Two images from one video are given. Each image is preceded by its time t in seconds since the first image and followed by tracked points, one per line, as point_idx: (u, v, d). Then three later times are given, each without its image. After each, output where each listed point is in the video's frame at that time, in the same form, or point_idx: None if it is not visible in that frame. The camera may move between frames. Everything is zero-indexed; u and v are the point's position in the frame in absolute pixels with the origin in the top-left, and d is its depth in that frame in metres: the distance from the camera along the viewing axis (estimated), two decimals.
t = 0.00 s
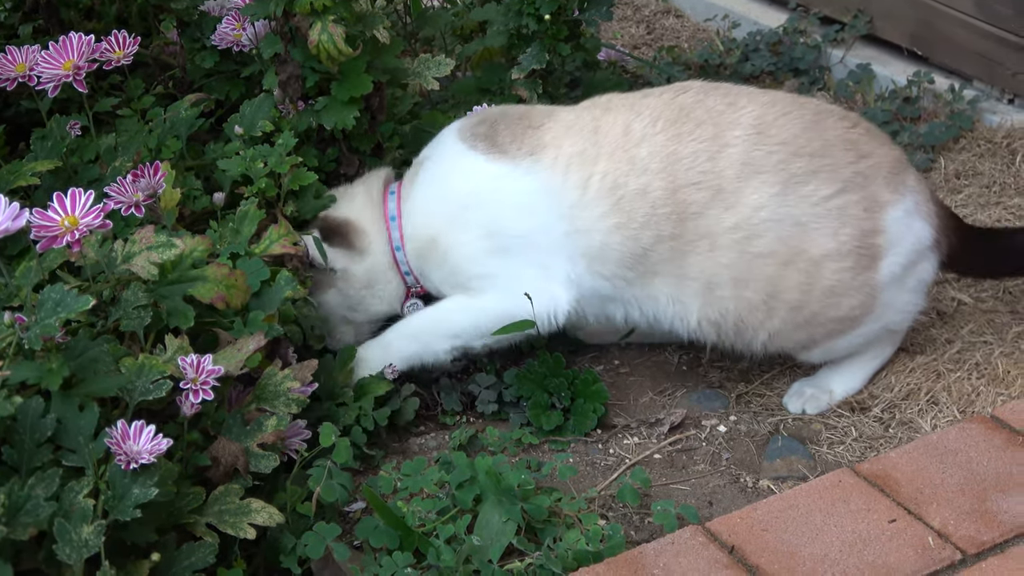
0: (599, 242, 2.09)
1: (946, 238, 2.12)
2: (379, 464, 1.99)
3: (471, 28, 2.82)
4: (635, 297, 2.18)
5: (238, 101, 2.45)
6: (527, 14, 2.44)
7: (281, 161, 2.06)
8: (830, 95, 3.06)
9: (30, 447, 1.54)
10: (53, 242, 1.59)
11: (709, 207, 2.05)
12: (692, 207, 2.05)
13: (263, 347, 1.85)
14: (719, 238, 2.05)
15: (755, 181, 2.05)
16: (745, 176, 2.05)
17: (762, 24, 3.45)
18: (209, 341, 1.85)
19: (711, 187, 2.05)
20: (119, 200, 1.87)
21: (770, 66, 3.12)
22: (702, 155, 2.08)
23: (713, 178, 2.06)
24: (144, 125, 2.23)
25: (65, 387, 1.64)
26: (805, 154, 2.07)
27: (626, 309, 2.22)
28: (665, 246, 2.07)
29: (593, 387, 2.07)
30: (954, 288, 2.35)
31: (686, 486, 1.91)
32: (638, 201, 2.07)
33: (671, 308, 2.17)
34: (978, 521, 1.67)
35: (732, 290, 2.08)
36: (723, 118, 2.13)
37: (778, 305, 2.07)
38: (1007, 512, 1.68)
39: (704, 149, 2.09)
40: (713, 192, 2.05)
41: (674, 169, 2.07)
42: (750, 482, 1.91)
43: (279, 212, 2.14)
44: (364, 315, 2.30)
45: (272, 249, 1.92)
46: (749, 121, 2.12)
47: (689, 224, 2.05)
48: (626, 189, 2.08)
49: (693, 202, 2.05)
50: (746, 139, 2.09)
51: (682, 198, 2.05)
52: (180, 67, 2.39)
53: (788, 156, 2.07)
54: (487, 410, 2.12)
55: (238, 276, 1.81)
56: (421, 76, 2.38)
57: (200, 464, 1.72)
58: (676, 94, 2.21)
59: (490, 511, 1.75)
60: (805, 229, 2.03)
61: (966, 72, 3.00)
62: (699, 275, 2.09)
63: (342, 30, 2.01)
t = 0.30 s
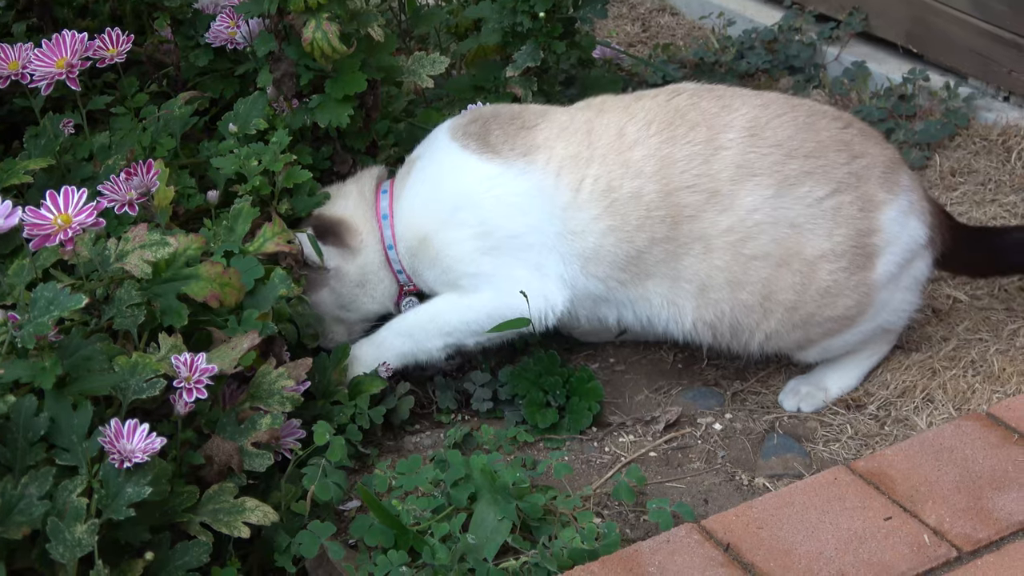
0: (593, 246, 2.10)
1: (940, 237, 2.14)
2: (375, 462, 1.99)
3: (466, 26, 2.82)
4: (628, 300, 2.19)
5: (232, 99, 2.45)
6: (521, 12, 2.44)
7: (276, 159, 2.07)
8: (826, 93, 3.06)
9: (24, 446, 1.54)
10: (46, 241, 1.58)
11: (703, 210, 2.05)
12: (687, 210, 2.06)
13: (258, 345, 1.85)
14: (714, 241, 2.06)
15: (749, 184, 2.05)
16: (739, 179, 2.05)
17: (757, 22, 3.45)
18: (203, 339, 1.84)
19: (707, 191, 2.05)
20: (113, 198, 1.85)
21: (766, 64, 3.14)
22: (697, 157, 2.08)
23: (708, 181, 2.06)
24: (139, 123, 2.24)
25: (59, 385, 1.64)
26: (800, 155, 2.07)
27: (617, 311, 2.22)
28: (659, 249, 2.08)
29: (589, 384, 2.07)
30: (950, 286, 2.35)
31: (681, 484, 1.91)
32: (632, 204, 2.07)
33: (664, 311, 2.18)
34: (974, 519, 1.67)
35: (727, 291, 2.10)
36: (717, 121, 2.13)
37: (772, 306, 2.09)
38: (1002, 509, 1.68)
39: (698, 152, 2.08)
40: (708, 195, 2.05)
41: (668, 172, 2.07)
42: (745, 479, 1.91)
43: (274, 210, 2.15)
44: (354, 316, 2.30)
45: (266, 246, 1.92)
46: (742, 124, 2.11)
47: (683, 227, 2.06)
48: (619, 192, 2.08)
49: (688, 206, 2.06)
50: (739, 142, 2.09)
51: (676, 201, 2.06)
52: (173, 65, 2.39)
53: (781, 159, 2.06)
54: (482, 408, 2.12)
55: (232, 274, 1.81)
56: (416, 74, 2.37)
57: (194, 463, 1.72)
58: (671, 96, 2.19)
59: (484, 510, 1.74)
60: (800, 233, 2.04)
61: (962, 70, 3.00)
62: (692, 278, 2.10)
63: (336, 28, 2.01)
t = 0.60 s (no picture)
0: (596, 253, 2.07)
1: (936, 238, 2.12)
2: (371, 460, 2.00)
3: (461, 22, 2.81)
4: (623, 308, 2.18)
5: (228, 96, 2.45)
6: (517, 9, 2.43)
7: (272, 156, 2.08)
8: (822, 89, 3.06)
9: (19, 443, 1.53)
10: (41, 237, 1.58)
11: (689, 231, 2.04)
12: (676, 231, 2.04)
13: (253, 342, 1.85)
14: (700, 260, 2.05)
15: (729, 204, 2.04)
16: (721, 199, 2.04)
17: (753, 18, 3.45)
18: (198, 337, 1.84)
19: (692, 211, 2.04)
20: (108, 195, 1.87)
21: (761, 60, 3.17)
22: (683, 178, 2.06)
23: (693, 202, 2.04)
24: (134, 120, 2.24)
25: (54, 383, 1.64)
26: (777, 171, 2.06)
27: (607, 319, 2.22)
28: (651, 267, 2.07)
29: (596, 387, 2.06)
30: (946, 283, 2.35)
31: (677, 481, 1.91)
32: (626, 219, 2.05)
33: (653, 323, 2.19)
34: (970, 515, 1.67)
35: (713, 308, 2.10)
36: (698, 142, 2.10)
37: (757, 322, 2.10)
38: (999, 506, 1.68)
39: (683, 172, 2.06)
40: (693, 215, 2.04)
41: (656, 191, 2.05)
42: (741, 476, 1.91)
43: (270, 207, 2.17)
44: (333, 326, 2.21)
45: (261, 244, 1.91)
46: (721, 144, 2.09)
47: (674, 245, 2.05)
48: (614, 205, 2.05)
49: (677, 225, 2.04)
50: (719, 162, 2.07)
51: (666, 220, 2.04)
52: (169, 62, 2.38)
53: (758, 177, 2.05)
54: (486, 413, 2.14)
55: (228, 271, 1.79)
56: (412, 71, 2.37)
57: (190, 460, 1.71)
58: (656, 118, 2.16)
59: (480, 507, 1.73)
60: (779, 246, 2.03)
61: (958, 66, 3.00)
62: (680, 295, 2.10)
63: (331, 25, 2.01)
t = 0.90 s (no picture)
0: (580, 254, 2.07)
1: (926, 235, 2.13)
2: (366, 457, 2.00)
3: (457, 20, 2.80)
4: (609, 308, 2.17)
5: (223, 94, 2.46)
6: (512, 6, 2.43)
7: (266, 154, 2.08)
8: (817, 87, 3.06)
9: (13, 441, 1.53)
10: (35, 236, 1.58)
11: (675, 229, 2.04)
12: (661, 230, 2.04)
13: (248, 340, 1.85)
14: (686, 259, 2.05)
15: (715, 201, 2.04)
16: (706, 198, 2.04)
17: (748, 16, 3.45)
18: (193, 334, 1.85)
19: (677, 210, 2.04)
20: (103, 192, 1.87)
21: (756, 58, 3.16)
22: (667, 178, 2.06)
23: (678, 201, 2.04)
24: (129, 118, 2.24)
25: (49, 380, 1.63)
26: (760, 168, 2.06)
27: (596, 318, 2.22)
28: (638, 267, 2.07)
29: (591, 384, 2.06)
30: (941, 280, 2.35)
31: (672, 478, 1.91)
32: (613, 220, 2.05)
33: (640, 322, 2.19)
34: (964, 513, 1.67)
35: (701, 306, 2.10)
36: (683, 142, 2.10)
37: (745, 318, 2.10)
38: (993, 503, 1.68)
39: (667, 173, 2.06)
40: (679, 214, 2.04)
41: (642, 192, 2.05)
42: (736, 474, 1.91)
43: (265, 205, 2.16)
44: (325, 323, 2.22)
45: (256, 242, 1.92)
46: (704, 142, 2.10)
47: (660, 245, 2.05)
48: (601, 205, 2.05)
49: (663, 225, 2.04)
50: (703, 161, 2.07)
51: (652, 221, 2.04)
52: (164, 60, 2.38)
53: (742, 173, 2.05)
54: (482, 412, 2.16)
55: (222, 269, 1.80)
56: (407, 68, 2.37)
57: (184, 458, 1.71)
58: (640, 118, 2.17)
59: (475, 504, 1.74)
60: (765, 242, 2.03)
61: (953, 64, 3.00)
62: (667, 294, 2.10)
63: (326, 22, 2.01)
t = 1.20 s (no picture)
0: (563, 257, 2.06)
1: (920, 235, 2.13)
2: (362, 456, 2.01)
3: (452, 19, 2.81)
4: (592, 313, 2.17)
5: (219, 94, 2.46)
6: (509, 5, 2.43)
7: (263, 153, 2.08)
8: (814, 86, 3.07)
9: (11, 441, 1.53)
10: (33, 235, 1.58)
11: (654, 238, 2.05)
12: (641, 238, 2.05)
13: (245, 339, 1.85)
14: (667, 267, 2.06)
15: (692, 209, 2.04)
16: (683, 207, 2.05)
17: (744, 15, 3.45)
18: (190, 333, 1.84)
19: (656, 219, 2.05)
20: (100, 192, 1.87)
21: (753, 57, 3.16)
22: (646, 188, 2.06)
23: (656, 211, 2.05)
24: (125, 117, 2.25)
25: (47, 379, 1.64)
26: (735, 174, 2.06)
27: (583, 323, 2.22)
28: (620, 275, 2.07)
29: (587, 382, 2.07)
30: (936, 279, 2.36)
31: (668, 477, 1.92)
32: (595, 227, 2.05)
33: (623, 327, 2.19)
34: (959, 511, 1.67)
35: (682, 312, 2.11)
36: (659, 152, 2.11)
37: (728, 321, 2.11)
38: (988, 501, 1.69)
39: (645, 182, 2.07)
40: (657, 223, 2.05)
41: (623, 201, 2.05)
42: (732, 472, 1.92)
43: (262, 204, 2.16)
44: (321, 322, 2.22)
45: (253, 241, 1.92)
46: (680, 152, 2.10)
47: (640, 253, 2.05)
48: (584, 211, 2.05)
49: (642, 234, 2.05)
50: (680, 170, 2.07)
51: (632, 229, 2.05)
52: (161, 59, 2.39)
53: (716, 181, 2.06)
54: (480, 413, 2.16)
55: (219, 268, 1.81)
56: (403, 67, 2.37)
57: (182, 457, 1.71)
58: (616, 130, 2.17)
59: (472, 502, 1.74)
60: (743, 246, 2.04)
61: (948, 63, 3.01)
62: (649, 301, 2.11)
63: (323, 22, 2.01)
